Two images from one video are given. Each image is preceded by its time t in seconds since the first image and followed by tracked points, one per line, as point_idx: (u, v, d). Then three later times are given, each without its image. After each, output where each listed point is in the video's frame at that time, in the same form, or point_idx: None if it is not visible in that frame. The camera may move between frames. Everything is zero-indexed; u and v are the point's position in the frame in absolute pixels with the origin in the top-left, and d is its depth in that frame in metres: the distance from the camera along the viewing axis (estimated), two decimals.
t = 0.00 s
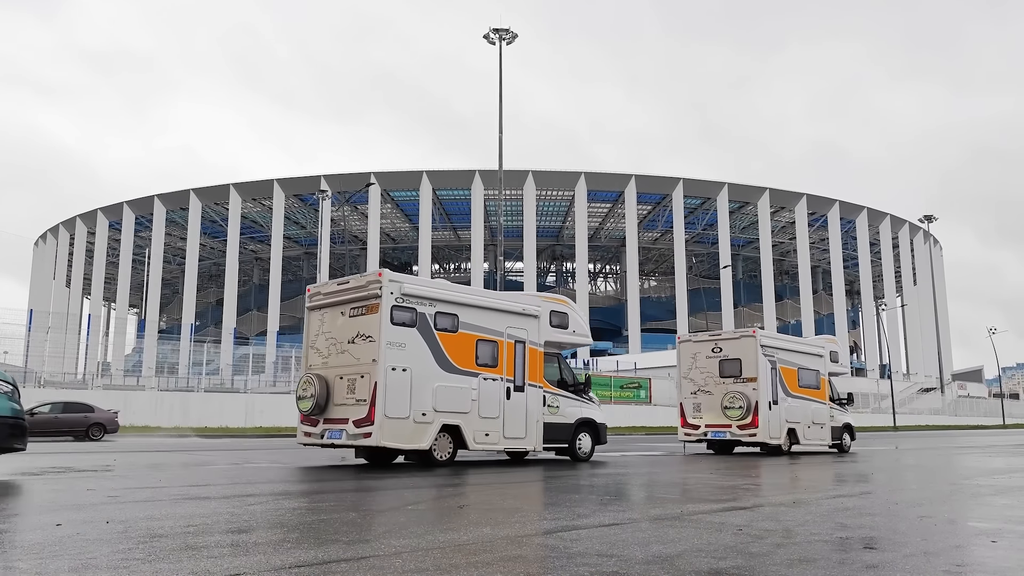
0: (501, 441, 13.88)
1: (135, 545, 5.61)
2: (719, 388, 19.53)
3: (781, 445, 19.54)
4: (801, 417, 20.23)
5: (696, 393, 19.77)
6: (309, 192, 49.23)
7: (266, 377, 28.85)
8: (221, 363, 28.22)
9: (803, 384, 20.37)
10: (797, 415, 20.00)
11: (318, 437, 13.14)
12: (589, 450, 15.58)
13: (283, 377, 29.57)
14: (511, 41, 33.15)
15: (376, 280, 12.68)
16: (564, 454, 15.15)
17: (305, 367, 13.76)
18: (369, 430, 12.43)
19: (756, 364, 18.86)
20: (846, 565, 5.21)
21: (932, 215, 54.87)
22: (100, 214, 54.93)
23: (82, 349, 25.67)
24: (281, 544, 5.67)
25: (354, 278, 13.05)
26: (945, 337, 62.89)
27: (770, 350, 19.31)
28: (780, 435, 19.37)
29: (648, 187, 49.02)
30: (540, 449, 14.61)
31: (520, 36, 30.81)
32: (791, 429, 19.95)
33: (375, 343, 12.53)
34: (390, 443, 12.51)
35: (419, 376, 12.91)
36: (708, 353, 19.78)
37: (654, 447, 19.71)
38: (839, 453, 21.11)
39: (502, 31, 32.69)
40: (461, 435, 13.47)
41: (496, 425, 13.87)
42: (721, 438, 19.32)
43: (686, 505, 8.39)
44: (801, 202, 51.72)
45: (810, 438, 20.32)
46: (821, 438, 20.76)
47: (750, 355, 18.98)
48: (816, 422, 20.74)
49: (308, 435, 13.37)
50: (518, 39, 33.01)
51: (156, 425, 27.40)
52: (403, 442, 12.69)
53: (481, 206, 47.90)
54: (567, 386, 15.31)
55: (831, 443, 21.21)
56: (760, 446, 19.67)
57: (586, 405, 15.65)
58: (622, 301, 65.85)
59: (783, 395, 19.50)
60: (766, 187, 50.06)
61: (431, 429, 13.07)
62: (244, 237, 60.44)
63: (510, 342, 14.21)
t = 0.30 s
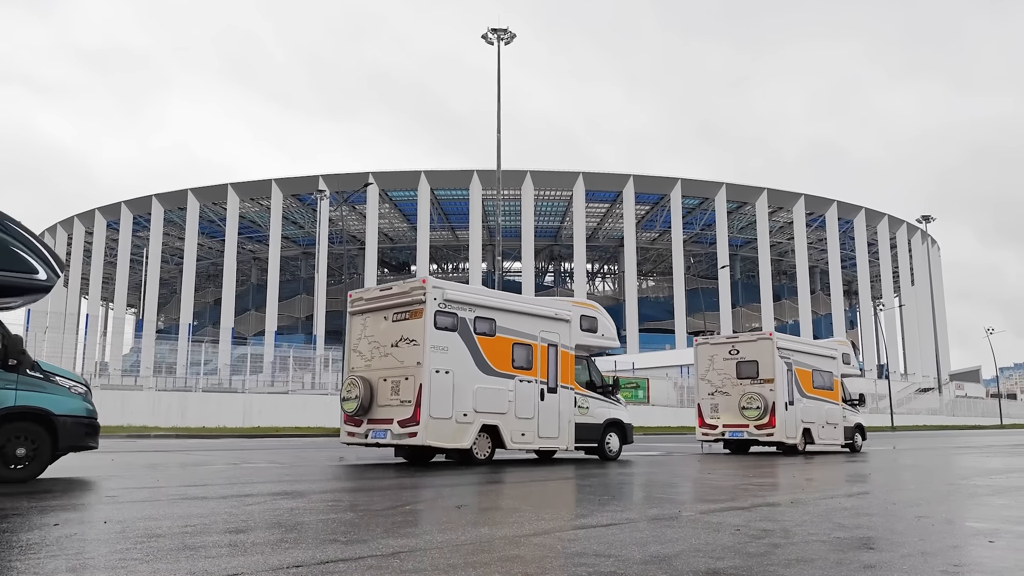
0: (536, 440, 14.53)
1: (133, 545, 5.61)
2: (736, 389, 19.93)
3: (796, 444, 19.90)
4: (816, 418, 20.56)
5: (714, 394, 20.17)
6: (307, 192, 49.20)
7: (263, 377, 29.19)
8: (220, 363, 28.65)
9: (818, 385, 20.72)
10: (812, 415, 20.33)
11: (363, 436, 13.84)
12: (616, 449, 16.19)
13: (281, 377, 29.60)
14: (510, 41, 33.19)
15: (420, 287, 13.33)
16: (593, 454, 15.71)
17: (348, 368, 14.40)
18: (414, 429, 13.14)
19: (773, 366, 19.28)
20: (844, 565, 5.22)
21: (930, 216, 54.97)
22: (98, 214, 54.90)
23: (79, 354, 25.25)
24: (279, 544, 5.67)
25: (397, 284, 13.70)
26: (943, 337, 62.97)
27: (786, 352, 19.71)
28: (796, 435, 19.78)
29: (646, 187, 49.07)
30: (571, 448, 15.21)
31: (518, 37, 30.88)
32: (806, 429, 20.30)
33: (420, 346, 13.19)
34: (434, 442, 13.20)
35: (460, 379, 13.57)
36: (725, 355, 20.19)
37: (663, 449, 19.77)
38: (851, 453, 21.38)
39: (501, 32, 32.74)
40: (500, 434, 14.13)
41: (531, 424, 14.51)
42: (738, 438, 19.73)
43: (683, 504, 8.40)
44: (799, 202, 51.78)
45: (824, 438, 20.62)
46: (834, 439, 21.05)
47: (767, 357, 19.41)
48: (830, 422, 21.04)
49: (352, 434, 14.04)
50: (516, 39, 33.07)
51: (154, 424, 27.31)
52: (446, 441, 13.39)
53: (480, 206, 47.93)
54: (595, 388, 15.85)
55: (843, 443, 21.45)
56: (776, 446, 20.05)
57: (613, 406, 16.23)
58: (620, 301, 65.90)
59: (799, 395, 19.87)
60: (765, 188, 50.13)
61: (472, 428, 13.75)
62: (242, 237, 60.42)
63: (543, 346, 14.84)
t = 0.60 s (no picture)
0: (570, 438, 14.84)
1: (129, 544, 5.58)
2: (753, 390, 20.12)
3: (813, 443, 20.10)
4: (831, 418, 20.73)
5: (732, 394, 20.34)
6: (306, 191, 49.15)
7: (263, 377, 29.13)
8: (219, 362, 28.57)
9: (833, 386, 20.87)
10: (828, 415, 20.53)
11: (404, 435, 14.09)
12: (642, 447, 16.53)
13: (280, 376, 29.55)
14: (509, 40, 33.16)
15: (461, 292, 13.58)
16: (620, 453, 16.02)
17: (388, 370, 14.63)
18: (457, 429, 13.40)
19: (790, 367, 19.48)
20: (842, 565, 5.21)
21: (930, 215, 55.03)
22: (97, 213, 54.85)
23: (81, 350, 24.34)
24: (280, 544, 5.65)
25: (438, 289, 13.93)
26: (942, 336, 62.95)
27: (803, 353, 19.90)
28: (813, 434, 19.98)
29: (645, 187, 49.07)
30: (602, 446, 15.52)
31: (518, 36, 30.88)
32: (822, 428, 20.46)
33: (462, 349, 13.42)
34: (476, 441, 13.45)
35: (499, 380, 13.80)
36: (743, 356, 20.37)
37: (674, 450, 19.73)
38: (864, 452, 21.62)
39: (499, 31, 32.71)
40: (536, 434, 14.40)
41: (565, 424, 14.80)
42: (756, 438, 19.95)
43: (682, 503, 8.38)
44: (798, 201, 51.80)
45: (839, 437, 20.84)
46: (848, 438, 21.28)
47: (784, 359, 19.61)
48: (844, 422, 21.25)
49: (393, 434, 14.28)
50: (516, 38, 33.05)
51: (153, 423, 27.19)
52: (487, 440, 13.66)
53: (479, 205, 47.91)
54: (624, 388, 16.22)
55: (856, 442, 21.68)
56: (793, 445, 20.30)
57: (641, 406, 16.61)
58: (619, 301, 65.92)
59: (814, 395, 20.02)
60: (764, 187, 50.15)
61: (510, 427, 14.01)
62: (241, 236, 60.38)
63: (576, 348, 15.11)
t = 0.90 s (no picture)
0: (603, 438, 15.21)
1: (127, 544, 5.57)
2: (772, 390, 20.44)
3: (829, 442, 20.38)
4: (847, 418, 20.99)
5: (750, 394, 20.67)
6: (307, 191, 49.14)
7: (263, 376, 28.97)
8: (219, 360, 28.21)
9: (849, 387, 21.13)
10: (844, 415, 20.79)
11: (445, 434, 14.48)
12: (670, 446, 16.88)
13: (280, 376, 29.49)
14: (510, 39, 33.16)
15: (502, 296, 13.93)
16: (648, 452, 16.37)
17: (428, 371, 15.00)
18: (499, 428, 13.76)
19: (808, 368, 19.79)
20: (843, 564, 5.21)
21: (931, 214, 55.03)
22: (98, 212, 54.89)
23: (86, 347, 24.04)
24: (280, 544, 5.64)
25: (478, 293, 14.29)
26: (943, 336, 62.95)
27: (820, 355, 20.22)
28: (830, 433, 20.27)
29: (646, 186, 49.06)
30: (632, 445, 15.91)
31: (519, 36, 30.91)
32: (837, 428, 20.75)
33: (503, 351, 13.79)
34: (517, 440, 13.83)
35: (538, 381, 14.16)
36: (761, 358, 20.71)
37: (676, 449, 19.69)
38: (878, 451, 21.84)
39: (500, 29, 32.71)
40: (572, 433, 14.76)
41: (598, 424, 15.17)
42: (774, 437, 20.26)
43: (683, 503, 8.37)
44: (799, 201, 51.77)
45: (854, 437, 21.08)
46: (863, 438, 21.53)
47: (802, 360, 19.93)
48: (859, 421, 21.50)
49: (433, 433, 14.66)
50: (516, 37, 33.07)
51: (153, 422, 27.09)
52: (527, 439, 14.04)
53: (479, 205, 47.92)
54: (652, 389, 16.58)
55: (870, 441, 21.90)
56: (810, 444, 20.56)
57: (667, 406, 16.99)
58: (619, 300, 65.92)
59: (831, 396, 20.30)
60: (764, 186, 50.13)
61: (548, 427, 14.37)
62: (242, 235, 60.40)
63: (608, 351, 15.45)
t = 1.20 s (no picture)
0: (633, 437, 15.98)
1: (129, 543, 5.58)
2: (788, 391, 20.83)
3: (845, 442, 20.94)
4: (860, 418, 21.53)
5: (767, 395, 21.05)
6: (307, 191, 49.10)
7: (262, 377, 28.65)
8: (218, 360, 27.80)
9: (862, 387, 21.63)
10: (858, 415, 21.35)
11: (483, 434, 15.26)
12: (695, 446, 17.59)
13: (279, 376, 29.35)
14: (510, 39, 33.16)
15: (538, 302, 14.69)
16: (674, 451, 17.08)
17: (466, 374, 15.81)
18: (536, 428, 14.50)
19: (825, 370, 20.19)
20: (843, 563, 5.22)
21: (931, 214, 55.10)
22: (98, 213, 54.86)
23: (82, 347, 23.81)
24: (280, 544, 5.66)
25: (514, 299, 15.08)
26: (942, 336, 62.93)
27: (836, 357, 20.58)
28: (845, 433, 20.83)
29: (646, 186, 49.04)
30: (660, 444, 16.68)
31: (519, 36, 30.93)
32: (852, 428, 21.30)
33: (539, 355, 14.55)
34: (554, 439, 14.61)
35: (572, 383, 14.94)
36: (777, 359, 21.06)
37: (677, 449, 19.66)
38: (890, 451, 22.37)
39: (500, 29, 32.71)
40: (604, 433, 15.55)
41: (628, 424, 15.94)
42: (791, 437, 20.69)
43: (681, 503, 8.36)
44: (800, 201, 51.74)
45: (868, 437, 21.62)
46: (876, 438, 22.04)
47: (819, 362, 20.29)
48: (872, 421, 22.05)
49: (471, 433, 15.45)
50: (516, 37, 33.09)
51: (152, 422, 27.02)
52: (563, 439, 14.79)
53: (479, 205, 47.89)
54: (677, 390, 17.36)
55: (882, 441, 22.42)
56: (825, 443, 21.14)
57: (692, 406, 17.71)
58: (619, 300, 65.88)
59: (845, 397, 20.82)
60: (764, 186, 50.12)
61: (582, 426, 15.15)
62: (241, 235, 60.35)
63: (637, 354, 16.24)
